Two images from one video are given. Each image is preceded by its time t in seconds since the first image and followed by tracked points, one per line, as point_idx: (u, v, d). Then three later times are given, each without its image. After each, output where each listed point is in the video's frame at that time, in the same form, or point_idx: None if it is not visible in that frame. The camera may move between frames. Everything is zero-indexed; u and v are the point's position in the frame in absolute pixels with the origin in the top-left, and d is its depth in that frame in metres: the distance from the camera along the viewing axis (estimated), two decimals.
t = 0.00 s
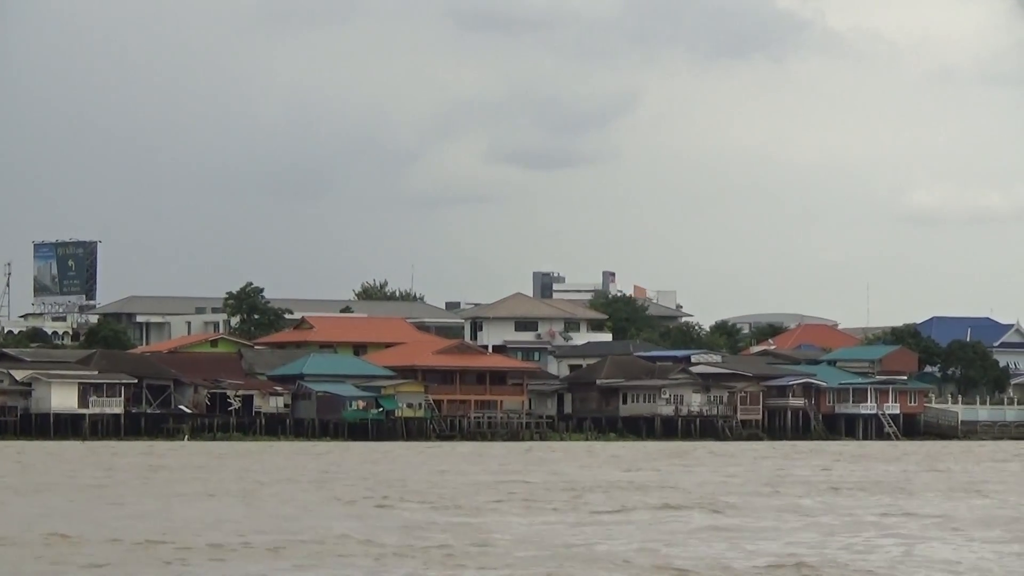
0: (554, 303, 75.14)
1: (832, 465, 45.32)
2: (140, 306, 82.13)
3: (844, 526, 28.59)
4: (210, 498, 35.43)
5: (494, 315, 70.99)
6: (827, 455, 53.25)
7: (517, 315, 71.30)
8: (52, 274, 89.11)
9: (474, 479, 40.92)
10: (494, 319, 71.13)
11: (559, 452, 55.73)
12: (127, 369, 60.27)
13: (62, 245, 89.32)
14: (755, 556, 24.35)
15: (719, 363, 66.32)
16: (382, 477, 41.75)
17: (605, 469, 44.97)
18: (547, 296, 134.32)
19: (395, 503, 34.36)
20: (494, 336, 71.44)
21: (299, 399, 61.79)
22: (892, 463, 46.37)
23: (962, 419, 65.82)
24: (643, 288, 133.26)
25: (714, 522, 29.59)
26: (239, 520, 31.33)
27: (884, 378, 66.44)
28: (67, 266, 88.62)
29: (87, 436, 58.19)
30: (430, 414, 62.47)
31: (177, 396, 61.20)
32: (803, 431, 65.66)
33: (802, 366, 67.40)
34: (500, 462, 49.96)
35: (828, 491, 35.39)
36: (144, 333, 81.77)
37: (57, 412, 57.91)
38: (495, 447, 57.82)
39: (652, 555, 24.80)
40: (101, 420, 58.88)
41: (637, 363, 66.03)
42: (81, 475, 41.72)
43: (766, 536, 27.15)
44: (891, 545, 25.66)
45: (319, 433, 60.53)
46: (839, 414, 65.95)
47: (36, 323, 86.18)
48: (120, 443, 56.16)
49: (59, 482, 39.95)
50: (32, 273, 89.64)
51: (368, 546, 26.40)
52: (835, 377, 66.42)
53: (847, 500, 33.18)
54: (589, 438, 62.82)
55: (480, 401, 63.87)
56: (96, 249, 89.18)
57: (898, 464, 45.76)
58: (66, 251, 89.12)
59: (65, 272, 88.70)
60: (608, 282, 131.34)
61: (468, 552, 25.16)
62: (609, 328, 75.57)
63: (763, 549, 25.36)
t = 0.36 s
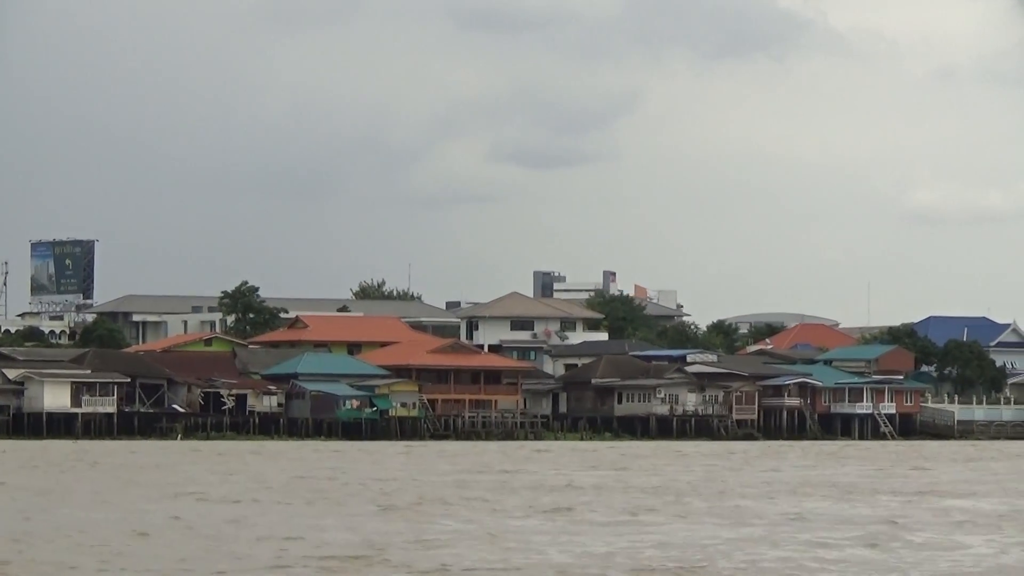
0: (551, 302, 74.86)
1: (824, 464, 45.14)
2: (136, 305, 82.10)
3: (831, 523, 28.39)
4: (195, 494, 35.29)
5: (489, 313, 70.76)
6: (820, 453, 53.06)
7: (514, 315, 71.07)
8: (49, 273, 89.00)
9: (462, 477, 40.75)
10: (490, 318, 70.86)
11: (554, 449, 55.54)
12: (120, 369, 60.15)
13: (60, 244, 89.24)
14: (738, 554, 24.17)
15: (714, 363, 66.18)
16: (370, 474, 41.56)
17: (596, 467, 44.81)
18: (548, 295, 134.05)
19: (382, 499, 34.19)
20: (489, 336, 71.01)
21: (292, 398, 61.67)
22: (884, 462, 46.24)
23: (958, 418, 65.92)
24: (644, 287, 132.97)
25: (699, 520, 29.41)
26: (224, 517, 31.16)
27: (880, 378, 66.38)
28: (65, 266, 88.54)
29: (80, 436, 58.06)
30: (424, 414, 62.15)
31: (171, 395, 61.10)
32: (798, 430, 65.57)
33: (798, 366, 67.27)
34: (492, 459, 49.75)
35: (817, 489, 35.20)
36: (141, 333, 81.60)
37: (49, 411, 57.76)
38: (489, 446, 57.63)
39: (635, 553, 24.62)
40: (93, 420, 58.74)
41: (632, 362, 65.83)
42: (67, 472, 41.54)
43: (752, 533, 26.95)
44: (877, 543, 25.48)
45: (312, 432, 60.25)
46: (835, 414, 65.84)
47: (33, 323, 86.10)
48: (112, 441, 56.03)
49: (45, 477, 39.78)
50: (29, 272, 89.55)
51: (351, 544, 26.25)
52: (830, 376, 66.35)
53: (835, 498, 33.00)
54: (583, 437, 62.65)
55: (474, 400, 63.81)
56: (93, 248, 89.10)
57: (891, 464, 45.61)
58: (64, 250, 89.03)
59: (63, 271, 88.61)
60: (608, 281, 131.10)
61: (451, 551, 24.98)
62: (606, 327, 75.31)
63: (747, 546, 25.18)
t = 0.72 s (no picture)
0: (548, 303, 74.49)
1: (818, 464, 44.95)
2: (134, 306, 82.14)
3: (819, 523, 28.19)
4: (181, 492, 35.08)
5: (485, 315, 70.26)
6: (817, 453, 52.86)
7: (511, 315, 70.76)
8: (47, 273, 88.87)
9: (451, 476, 40.51)
10: (486, 318, 70.39)
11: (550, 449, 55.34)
12: (114, 369, 60.04)
13: (57, 244, 89.14)
14: (725, 554, 23.96)
15: (710, 363, 65.96)
16: (359, 474, 41.28)
17: (589, 467, 44.54)
18: (549, 296, 133.66)
19: (370, 497, 33.99)
20: (485, 337, 70.59)
21: (287, 399, 61.53)
22: (879, 463, 46.02)
23: (956, 419, 65.76)
24: (646, 289, 132.75)
25: (687, 519, 29.20)
26: (209, 513, 30.96)
27: (877, 379, 66.35)
28: (62, 266, 88.46)
29: (73, 436, 57.87)
30: (419, 414, 61.96)
31: (165, 396, 61.26)
32: (795, 431, 65.37)
33: (794, 366, 67.16)
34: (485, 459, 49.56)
35: (807, 490, 35.01)
36: (138, 333, 81.48)
37: (42, 412, 57.57)
38: (483, 446, 57.36)
39: (620, 553, 24.39)
40: (87, 421, 58.55)
41: (628, 362, 65.59)
42: (54, 469, 41.29)
43: (739, 533, 26.74)
44: (864, 543, 25.28)
45: (307, 433, 60.05)
46: (831, 414, 65.84)
47: (31, 323, 85.98)
48: (105, 441, 55.82)
49: (29, 474, 39.54)
50: (27, 272, 89.42)
51: (334, 541, 26.03)
52: (826, 377, 66.34)
53: (825, 498, 32.80)
54: (578, 438, 62.44)
55: (469, 401, 63.51)
56: (91, 249, 88.99)
57: (885, 464, 45.39)
58: (62, 249, 88.94)
59: (60, 272, 88.52)
60: (609, 283, 130.84)
61: (434, 549, 24.78)
62: (603, 327, 75.08)
63: (734, 546, 24.97)
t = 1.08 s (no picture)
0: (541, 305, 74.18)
1: (806, 467, 44.85)
2: (127, 308, 82.17)
3: (801, 527, 28.04)
4: (163, 492, 34.93)
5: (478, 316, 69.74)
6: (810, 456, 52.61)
7: (504, 317, 70.11)
8: (41, 274, 88.81)
9: (436, 478, 40.37)
10: (480, 319, 69.92)
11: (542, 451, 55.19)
12: (104, 370, 60.03)
13: (52, 244, 89.15)
14: (702, 558, 23.81)
15: (703, 366, 65.53)
16: (344, 475, 41.13)
17: (577, 469, 44.38)
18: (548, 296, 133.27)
19: (352, 499, 33.85)
20: (479, 338, 70.16)
21: (278, 400, 61.55)
22: (868, 465, 45.91)
23: (949, 422, 66.11)
24: (644, 290, 132.49)
25: (666, 522, 29.05)
26: (188, 513, 30.80)
27: (870, 382, 66.37)
28: (57, 266, 88.51)
29: (62, 436, 57.76)
30: (410, 416, 62.01)
31: (154, 397, 61.12)
32: (787, 434, 65.32)
33: (787, 369, 67.00)
34: (474, 461, 49.44)
35: (791, 493, 34.90)
36: (132, 333, 81.85)
37: (32, 413, 57.50)
38: (475, 448, 57.24)
39: (596, 556, 24.26)
40: (76, 421, 58.46)
41: (620, 364, 65.06)
42: (39, 470, 41.17)
43: (718, 536, 26.59)
44: (844, 547, 25.15)
45: (297, 435, 60.04)
46: (824, 417, 65.74)
47: (25, 324, 85.90)
48: (94, 443, 55.69)
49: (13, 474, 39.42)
50: (22, 273, 89.34)
51: (310, 544, 25.89)
52: (819, 380, 66.21)
53: (809, 502, 32.66)
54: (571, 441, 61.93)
55: (460, 403, 63.35)
56: (86, 249, 89.09)
57: (875, 467, 45.29)
58: (56, 250, 88.96)
59: (55, 272, 88.51)
60: (608, 283, 130.56)
61: (411, 550, 24.63)
62: (596, 329, 74.82)
63: (711, 550, 24.83)
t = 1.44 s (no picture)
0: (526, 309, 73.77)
1: (787, 472, 44.70)
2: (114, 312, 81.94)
3: (775, 528, 27.89)
4: (137, 493, 34.68)
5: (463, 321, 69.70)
6: (796, 461, 52.46)
7: (490, 321, 69.90)
8: (29, 277, 88.54)
9: (414, 482, 40.16)
10: (465, 324, 69.83)
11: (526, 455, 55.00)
12: (85, 373, 59.82)
13: (40, 248, 88.95)
14: (673, 559, 23.65)
15: (689, 371, 65.37)
16: (322, 479, 40.91)
17: (557, 474, 44.20)
18: (540, 303, 132.83)
19: (328, 502, 33.63)
20: (465, 343, 70.04)
21: (261, 404, 61.42)
22: (850, 470, 45.78)
23: (935, 428, 66.37)
24: (636, 297, 132.20)
25: (639, 524, 28.87)
26: (161, 515, 30.58)
27: (855, 388, 66.46)
28: (44, 270, 88.28)
29: (43, 440, 57.44)
30: (394, 420, 61.81)
31: (137, 401, 61.00)
32: (773, 439, 64.94)
33: (773, 374, 66.98)
34: (456, 465, 49.21)
35: (768, 497, 34.76)
36: (118, 337, 81.71)
37: (13, 416, 57.24)
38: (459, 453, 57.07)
39: (567, 557, 24.08)
40: (58, 425, 58.15)
41: (605, 370, 64.80)
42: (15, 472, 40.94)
43: (691, 538, 26.43)
44: (817, 548, 25.02)
45: (280, 438, 59.68)
46: (810, 423, 65.53)
47: (12, 327, 85.61)
48: (76, 446, 55.42)
49: None
50: (9, 276, 89.06)
51: (279, 547, 25.68)
52: (804, 385, 66.13)
53: (786, 505, 32.51)
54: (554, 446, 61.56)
55: (444, 407, 63.16)
56: (74, 253, 89.04)
57: (856, 471, 45.17)
58: (44, 253, 88.79)
59: (42, 276, 88.26)
60: (600, 289, 130.26)
61: (378, 552, 24.45)
62: (583, 334, 74.56)
63: (682, 551, 24.68)
